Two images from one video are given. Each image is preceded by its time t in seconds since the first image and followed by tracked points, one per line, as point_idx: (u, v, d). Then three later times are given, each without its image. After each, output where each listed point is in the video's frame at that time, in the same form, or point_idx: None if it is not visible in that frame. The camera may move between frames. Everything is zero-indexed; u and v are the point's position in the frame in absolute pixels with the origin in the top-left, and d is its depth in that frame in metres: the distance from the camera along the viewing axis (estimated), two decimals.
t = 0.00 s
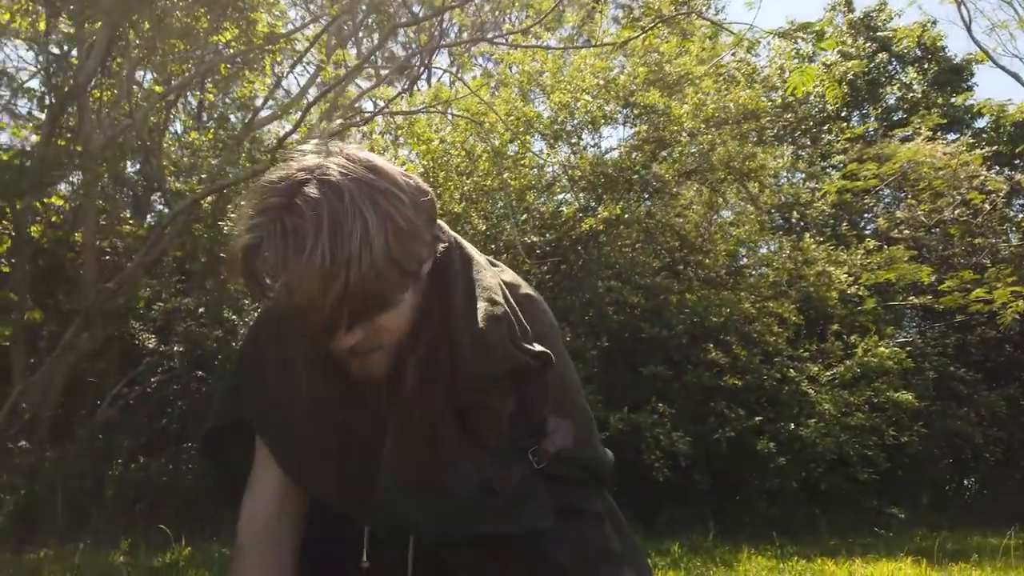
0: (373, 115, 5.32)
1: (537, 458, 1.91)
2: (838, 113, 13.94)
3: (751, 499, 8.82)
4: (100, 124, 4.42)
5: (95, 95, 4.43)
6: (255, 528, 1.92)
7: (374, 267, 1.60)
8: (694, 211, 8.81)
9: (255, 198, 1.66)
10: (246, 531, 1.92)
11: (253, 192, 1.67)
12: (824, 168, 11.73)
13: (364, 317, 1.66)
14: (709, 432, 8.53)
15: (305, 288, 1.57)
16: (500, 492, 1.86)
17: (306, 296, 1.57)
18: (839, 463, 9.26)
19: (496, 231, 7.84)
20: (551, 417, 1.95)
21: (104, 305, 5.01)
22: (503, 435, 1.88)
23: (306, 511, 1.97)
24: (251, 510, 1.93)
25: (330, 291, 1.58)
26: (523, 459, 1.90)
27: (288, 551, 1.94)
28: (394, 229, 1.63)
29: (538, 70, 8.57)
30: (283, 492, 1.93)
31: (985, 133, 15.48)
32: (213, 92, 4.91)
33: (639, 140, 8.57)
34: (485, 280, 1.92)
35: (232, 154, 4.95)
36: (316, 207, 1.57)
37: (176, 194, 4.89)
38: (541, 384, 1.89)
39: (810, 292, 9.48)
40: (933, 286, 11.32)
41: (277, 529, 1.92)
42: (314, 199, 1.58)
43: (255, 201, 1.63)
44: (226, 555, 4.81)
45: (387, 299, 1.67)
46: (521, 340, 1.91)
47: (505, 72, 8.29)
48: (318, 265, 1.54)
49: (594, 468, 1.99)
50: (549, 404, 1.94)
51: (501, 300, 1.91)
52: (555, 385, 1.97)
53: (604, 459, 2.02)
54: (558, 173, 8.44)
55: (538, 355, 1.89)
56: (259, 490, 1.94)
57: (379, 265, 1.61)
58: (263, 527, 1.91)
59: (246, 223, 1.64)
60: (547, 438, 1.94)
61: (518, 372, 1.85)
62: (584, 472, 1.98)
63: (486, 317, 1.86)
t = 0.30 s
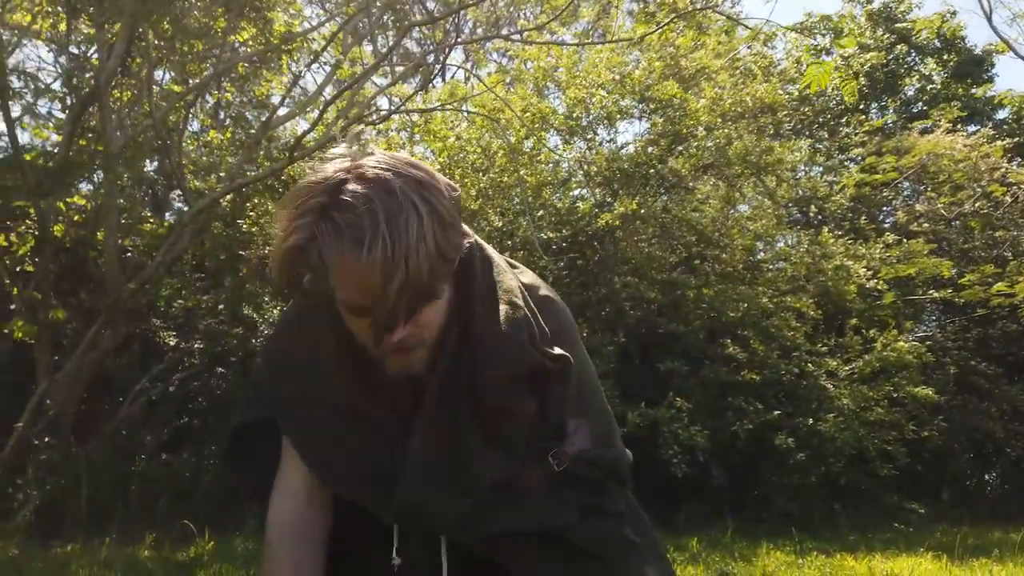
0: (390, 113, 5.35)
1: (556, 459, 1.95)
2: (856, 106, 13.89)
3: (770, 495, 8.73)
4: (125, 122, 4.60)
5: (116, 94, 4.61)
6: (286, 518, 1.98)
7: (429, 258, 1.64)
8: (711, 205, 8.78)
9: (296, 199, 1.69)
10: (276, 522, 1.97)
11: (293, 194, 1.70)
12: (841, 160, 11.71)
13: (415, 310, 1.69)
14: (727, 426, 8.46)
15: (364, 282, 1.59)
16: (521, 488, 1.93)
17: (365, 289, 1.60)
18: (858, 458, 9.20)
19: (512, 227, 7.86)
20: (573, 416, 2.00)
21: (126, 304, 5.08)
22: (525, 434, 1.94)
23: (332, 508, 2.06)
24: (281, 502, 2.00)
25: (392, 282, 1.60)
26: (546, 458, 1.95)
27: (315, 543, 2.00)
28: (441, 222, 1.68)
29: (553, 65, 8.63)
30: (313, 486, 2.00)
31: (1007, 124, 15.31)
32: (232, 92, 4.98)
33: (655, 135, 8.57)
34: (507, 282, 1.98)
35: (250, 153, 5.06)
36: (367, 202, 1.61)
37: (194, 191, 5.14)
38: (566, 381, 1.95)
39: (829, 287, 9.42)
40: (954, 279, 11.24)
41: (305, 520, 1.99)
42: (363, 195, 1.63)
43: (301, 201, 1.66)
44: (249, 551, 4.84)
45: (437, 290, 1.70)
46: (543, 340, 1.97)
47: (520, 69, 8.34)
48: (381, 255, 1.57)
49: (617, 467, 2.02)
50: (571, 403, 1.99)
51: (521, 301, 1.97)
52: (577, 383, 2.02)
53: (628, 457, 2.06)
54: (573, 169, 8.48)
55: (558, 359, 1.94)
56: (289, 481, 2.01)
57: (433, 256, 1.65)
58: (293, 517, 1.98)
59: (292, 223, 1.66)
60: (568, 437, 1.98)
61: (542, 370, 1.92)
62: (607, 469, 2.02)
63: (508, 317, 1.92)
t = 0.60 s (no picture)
0: (403, 109, 5.38)
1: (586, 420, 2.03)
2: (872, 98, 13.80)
3: (786, 489, 8.70)
4: (143, 120, 4.64)
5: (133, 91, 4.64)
6: (308, 513, 2.20)
7: (445, 258, 1.65)
8: (726, 198, 8.75)
9: (320, 197, 1.72)
10: (299, 517, 2.21)
11: (318, 189, 1.73)
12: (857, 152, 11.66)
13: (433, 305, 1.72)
14: (742, 421, 8.43)
15: (381, 280, 1.62)
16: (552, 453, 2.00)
17: (382, 286, 1.63)
18: (874, 452, 9.17)
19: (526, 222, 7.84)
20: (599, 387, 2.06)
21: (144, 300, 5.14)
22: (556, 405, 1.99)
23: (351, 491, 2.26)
24: (302, 499, 2.22)
25: (407, 281, 1.63)
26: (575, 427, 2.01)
27: (336, 529, 2.24)
28: (461, 221, 1.69)
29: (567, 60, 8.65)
30: (332, 477, 2.21)
31: None
32: (248, 89, 5.01)
33: (669, 128, 8.57)
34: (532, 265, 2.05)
35: (265, 150, 5.08)
36: (386, 202, 1.63)
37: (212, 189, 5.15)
38: (590, 353, 2.00)
39: (846, 280, 9.43)
40: (972, 272, 11.17)
41: (325, 513, 2.22)
42: (383, 194, 1.64)
43: (324, 197, 1.69)
44: (268, 543, 4.89)
45: (456, 286, 1.72)
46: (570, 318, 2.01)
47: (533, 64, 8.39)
48: (396, 256, 1.60)
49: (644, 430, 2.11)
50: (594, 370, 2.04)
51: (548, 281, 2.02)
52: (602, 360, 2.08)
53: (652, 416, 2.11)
54: (586, 163, 8.45)
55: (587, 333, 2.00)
56: (308, 479, 2.22)
57: (450, 256, 1.67)
58: (314, 513, 2.21)
59: (316, 219, 1.70)
60: (596, 403, 2.06)
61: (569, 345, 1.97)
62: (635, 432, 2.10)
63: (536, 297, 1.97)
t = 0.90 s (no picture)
0: (413, 103, 5.39)
1: (585, 441, 1.93)
2: (884, 89, 13.75)
3: (797, 482, 8.68)
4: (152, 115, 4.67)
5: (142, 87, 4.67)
6: (310, 510, 2.17)
7: (427, 262, 1.63)
8: (737, 191, 8.74)
9: (309, 199, 1.70)
10: (302, 513, 2.17)
11: (307, 191, 1.72)
12: (868, 143, 11.64)
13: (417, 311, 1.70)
14: (752, 414, 8.41)
15: (361, 285, 1.61)
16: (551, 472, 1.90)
17: (362, 291, 1.62)
18: (885, 445, 9.14)
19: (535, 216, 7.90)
20: (602, 403, 1.97)
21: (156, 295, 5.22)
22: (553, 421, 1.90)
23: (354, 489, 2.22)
24: (305, 495, 2.18)
25: (386, 286, 1.62)
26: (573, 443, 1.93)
27: (339, 527, 2.21)
28: (445, 227, 1.66)
29: (576, 53, 8.67)
30: (335, 475, 2.17)
31: None
32: (259, 84, 5.02)
33: (679, 121, 8.57)
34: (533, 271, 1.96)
35: (275, 146, 5.11)
36: (369, 206, 1.61)
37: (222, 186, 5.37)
38: (593, 367, 1.92)
39: (856, 273, 9.45)
40: (985, 264, 11.12)
41: (328, 510, 2.18)
42: (366, 198, 1.62)
43: (311, 200, 1.67)
44: (278, 536, 4.90)
45: (441, 292, 1.70)
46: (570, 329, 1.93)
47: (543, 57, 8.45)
48: (374, 262, 1.59)
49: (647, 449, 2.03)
50: (598, 388, 1.96)
51: (549, 290, 1.93)
52: (606, 372, 1.99)
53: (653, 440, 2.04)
54: (596, 157, 8.48)
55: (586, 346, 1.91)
56: (312, 475, 2.18)
57: (432, 261, 1.64)
58: (317, 509, 2.17)
59: (303, 221, 1.68)
60: (599, 422, 1.95)
61: (565, 359, 1.89)
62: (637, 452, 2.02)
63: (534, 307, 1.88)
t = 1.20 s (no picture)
0: (419, 97, 5.41)
1: (577, 441, 1.99)
2: (892, 79, 13.70)
3: (803, 474, 8.68)
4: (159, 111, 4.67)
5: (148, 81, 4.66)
6: (316, 501, 2.10)
7: (431, 260, 1.64)
8: (744, 183, 8.79)
9: (317, 194, 1.70)
10: (308, 503, 2.10)
11: (314, 187, 1.72)
12: (876, 134, 11.61)
13: (420, 308, 1.71)
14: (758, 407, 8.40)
15: (367, 279, 1.61)
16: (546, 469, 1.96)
17: (368, 287, 1.62)
18: (891, 438, 9.13)
19: (541, 209, 7.93)
20: (596, 402, 2.02)
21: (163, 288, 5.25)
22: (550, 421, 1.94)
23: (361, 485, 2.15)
24: (311, 485, 2.11)
25: (392, 280, 1.62)
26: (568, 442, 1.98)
27: (343, 524, 2.12)
28: (450, 226, 1.67)
29: (582, 45, 8.65)
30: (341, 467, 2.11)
31: None
32: (265, 78, 5.01)
33: (686, 114, 8.56)
34: (536, 271, 1.98)
35: (281, 141, 5.26)
36: (376, 203, 1.62)
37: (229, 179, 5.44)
38: (588, 369, 1.97)
39: (863, 265, 9.45)
40: (994, 256, 11.09)
41: (334, 502, 2.10)
42: (374, 196, 1.63)
43: (319, 196, 1.68)
44: (284, 530, 4.92)
45: (444, 290, 1.71)
46: (569, 330, 1.98)
47: (549, 49, 8.45)
48: (381, 256, 1.59)
49: (637, 450, 2.09)
50: (593, 391, 2.01)
51: (549, 291, 1.97)
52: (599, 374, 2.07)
53: (645, 443, 2.12)
54: (602, 150, 8.51)
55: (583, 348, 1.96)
56: (321, 464, 2.11)
57: (436, 259, 1.65)
58: (324, 499, 2.10)
59: (310, 216, 1.68)
60: (592, 422, 2.00)
61: (564, 359, 1.93)
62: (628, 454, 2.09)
63: (536, 308, 1.92)
